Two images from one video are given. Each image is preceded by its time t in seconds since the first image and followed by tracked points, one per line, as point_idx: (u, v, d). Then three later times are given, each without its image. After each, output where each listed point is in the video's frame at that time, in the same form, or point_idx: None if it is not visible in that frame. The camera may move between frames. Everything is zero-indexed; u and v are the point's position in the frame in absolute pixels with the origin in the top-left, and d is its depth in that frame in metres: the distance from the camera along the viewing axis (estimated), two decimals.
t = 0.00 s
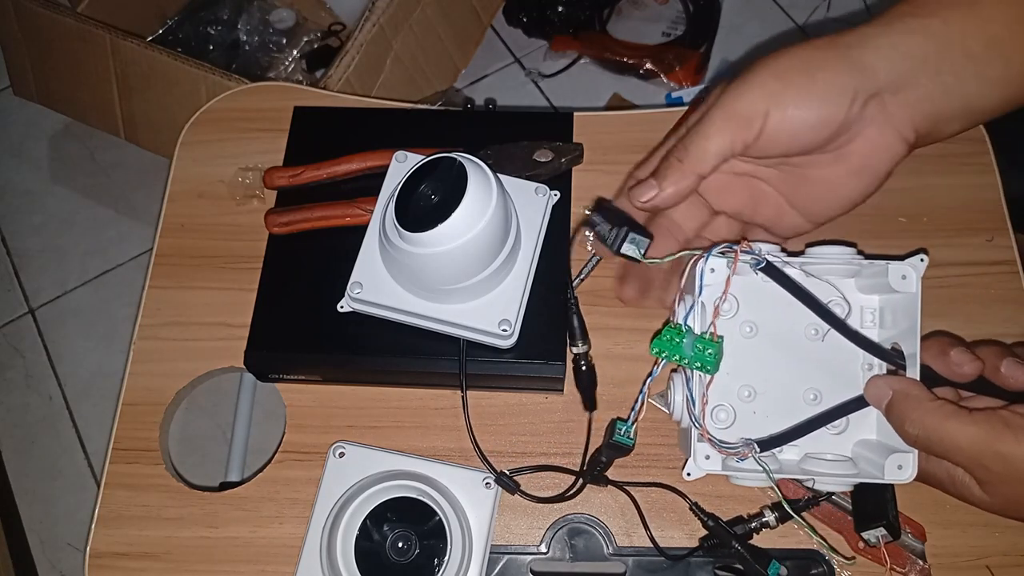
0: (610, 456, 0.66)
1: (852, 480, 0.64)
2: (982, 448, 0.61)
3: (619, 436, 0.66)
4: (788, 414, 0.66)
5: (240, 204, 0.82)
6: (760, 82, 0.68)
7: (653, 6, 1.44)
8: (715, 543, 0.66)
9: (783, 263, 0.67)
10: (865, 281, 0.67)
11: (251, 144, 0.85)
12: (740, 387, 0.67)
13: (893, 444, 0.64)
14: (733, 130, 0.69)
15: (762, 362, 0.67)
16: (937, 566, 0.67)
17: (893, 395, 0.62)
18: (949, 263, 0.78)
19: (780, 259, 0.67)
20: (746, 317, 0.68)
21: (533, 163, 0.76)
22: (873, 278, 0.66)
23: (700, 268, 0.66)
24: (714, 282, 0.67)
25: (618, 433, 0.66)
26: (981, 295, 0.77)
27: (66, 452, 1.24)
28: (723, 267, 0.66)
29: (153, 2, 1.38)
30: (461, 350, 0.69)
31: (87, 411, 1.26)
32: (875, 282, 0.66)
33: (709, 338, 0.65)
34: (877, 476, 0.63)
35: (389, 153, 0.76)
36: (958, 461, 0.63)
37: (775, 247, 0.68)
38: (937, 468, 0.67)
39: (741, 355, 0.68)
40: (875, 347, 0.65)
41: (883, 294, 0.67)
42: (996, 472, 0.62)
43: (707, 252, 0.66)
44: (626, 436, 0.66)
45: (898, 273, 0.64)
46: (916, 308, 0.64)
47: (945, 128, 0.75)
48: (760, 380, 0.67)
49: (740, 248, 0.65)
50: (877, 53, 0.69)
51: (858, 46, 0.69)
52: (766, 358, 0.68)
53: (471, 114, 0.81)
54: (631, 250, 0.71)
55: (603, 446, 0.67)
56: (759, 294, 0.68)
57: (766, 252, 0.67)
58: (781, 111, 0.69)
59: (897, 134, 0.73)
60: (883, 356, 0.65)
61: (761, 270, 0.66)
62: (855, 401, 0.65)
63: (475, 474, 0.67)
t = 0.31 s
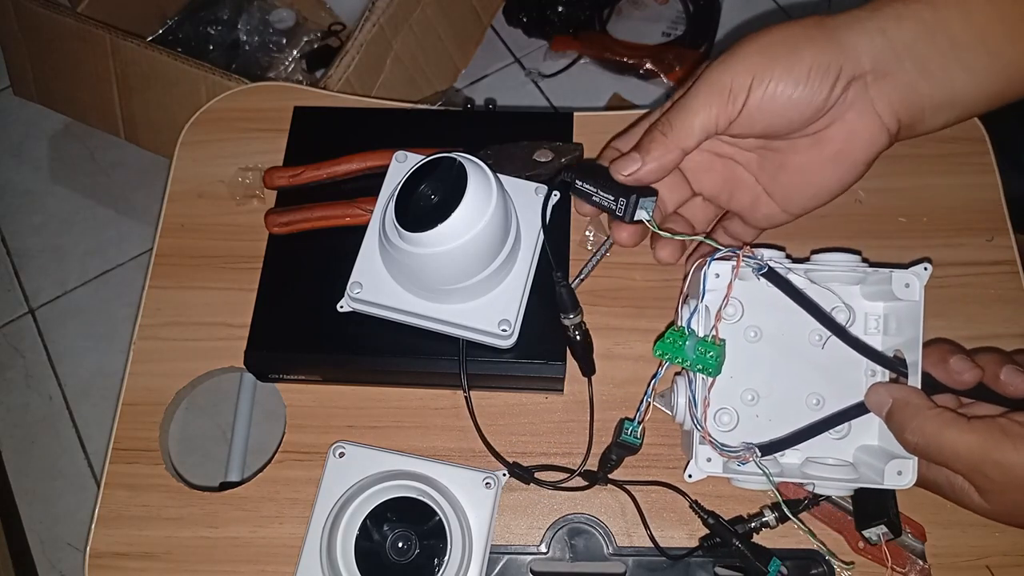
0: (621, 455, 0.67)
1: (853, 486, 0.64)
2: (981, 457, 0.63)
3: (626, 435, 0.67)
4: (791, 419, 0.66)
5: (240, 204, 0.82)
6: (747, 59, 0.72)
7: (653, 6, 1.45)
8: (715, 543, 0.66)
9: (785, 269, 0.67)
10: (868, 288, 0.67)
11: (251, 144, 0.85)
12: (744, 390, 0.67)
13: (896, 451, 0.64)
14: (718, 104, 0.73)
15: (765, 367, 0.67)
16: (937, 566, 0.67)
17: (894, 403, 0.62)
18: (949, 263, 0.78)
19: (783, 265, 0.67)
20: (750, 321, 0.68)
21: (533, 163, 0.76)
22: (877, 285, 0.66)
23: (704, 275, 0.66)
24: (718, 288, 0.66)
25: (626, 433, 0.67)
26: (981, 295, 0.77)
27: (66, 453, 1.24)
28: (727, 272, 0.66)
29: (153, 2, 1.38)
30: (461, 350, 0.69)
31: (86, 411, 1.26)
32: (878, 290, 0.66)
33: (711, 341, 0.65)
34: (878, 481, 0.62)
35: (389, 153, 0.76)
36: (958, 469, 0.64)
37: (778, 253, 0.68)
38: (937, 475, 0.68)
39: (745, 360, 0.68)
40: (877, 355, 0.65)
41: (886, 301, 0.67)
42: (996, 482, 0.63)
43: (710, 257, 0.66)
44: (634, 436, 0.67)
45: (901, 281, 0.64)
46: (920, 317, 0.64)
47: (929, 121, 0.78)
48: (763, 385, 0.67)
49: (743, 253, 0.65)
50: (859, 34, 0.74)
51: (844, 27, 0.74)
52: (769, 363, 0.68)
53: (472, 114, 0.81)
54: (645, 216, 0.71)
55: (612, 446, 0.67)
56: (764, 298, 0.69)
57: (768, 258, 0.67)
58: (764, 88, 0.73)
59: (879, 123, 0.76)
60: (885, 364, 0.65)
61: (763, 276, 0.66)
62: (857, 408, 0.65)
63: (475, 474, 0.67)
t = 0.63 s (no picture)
0: (620, 457, 0.67)
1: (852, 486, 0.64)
2: (981, 457, 0.63)
3: (626, 436, 0.66)
4: (790, 420, 0.66)
5: (240, 204, 0.82)
6: (746, 56, 0.72)
7: (653, 6, 1.45)
8: (715, 543, 0.66)
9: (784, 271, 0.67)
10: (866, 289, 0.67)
11: (251, 144, 0.85)
12: (743, 392, 0.67)
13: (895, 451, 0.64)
14: (718, 100, 0.73)
15: (764, 368, 0.67)
16: (937, 566, 0.67)
17: (892, 403, 0.62)
18: (949, 263, 0.78)
19: (781, 266, 0.67)
20: (748, 322, 0.68)
21: (533, 163, 0.76)
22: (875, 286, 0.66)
23: (704, 275, 0.66)
24: (715, 288, 0.67)
25: (623, 434, 0.67)
26: (981, 295, 0.77)
27: (66, 453, 1.24)
28: (724, 273, 0.66)
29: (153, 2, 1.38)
30: (461, 350, 0.69)
31: (87, 411, 1.26)
32: (876, 290, 0.66)
33: (708, 340, 0.64)
34: (877, 481, 0.62)
35: (389, 153, 0.76)
36: (958, 468, 0.64)
37: (775, 254, 0.69)
38: (936, 475, 0.68)
39: (743, 361, 0.68)
40: (875, 355, 0.65)
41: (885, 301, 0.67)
42: (995, 481, 0.63)
43: (708, 257, 0.67)
44: (633, 436, 0.66)
45: (899, 281, 0.64)
46: (917, 318, 0.64)
47: (929, 116, 0.78)
48: (762, 386, 0.67)
49: (739, 253, 0.65)
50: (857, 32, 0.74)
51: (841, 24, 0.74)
52: (767, 363, 0.68)
53: (472, 114, 0.81)
54: (643, 217, 0.71)
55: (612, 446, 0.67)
56: (762, 299, 0.69)
57: (766, 258, 0.67)
58: (764, 85, 0.73)
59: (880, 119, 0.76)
60: (884, 363, 0.65)
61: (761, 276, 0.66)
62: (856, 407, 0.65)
63: (475, 474, 0.67)
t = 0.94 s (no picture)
0: (616, 463, 0.67)
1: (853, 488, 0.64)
2: (983, 457, 0.62)
3: (623, 441, 0.66)
4: (791, 423, 0.66)
5: (240, 204, 0.82)
6: (766, 74, 0.72)
7: (653, 6, 1.44)
8: (715, 543, 0.66)
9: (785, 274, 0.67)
10: (866, 291, 0.67)
11: (251, 144, 0.85)
12: (744, 395, 0.67)
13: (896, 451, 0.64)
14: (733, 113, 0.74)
15: (765, 370, 0.67)
16: (937, 566, 0.67)
17: (893, 403, 0.62)
18: (949, 263, 0.78)
19: (781, 268, 0.68)
20: (749, 325, 0.68)
21: (533, 163, 0.76)
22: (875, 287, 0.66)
23: (704, 277, 0.66)
24: (714, 290, 0.67)
25: (621, 439, 0.66)
26: (981, 295, 0.77)
27: (66, 453, 1.24)
28: (724, 274, 0.66)
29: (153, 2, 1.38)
30: (461, 350, 0.69)
31: (87, 411, 1.26)
32: (876, 291, 0.66)
33: (708, 343, 0.65)
34: (880, 483, 0.62)
35: (389, 153, 0.76)
36: (960, 468, 0.63)
37: (775, 256, 0.69)
38: (938, 475, 0.67)
39: (744, 363, 0.68)
40: (876, 356, 0.65)
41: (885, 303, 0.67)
42: (997, 480, 0.63)
43: (708, 259, 0.67)
44: (630, 442, 0.66)
45: (898, 282, 0.64)
46: (916, 318, 0.64)
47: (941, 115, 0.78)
48: (764, 389, 0.67)
49: (739, 256, 0.66)
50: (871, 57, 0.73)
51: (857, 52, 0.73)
52: (768, 366, 0.68)
53: (472, 115, 0.81)
54: (640, 246, 0.73)
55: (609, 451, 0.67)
56: (763, 302, 0.68)
57: (765, 261, 0.68)
58: (783, 102, 0.74)
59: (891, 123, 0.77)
60: (884, 364, 0.65)
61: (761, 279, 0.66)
62: (857, 409, 0.65)
63: (475, 474, 0.67)
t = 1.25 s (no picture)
0: (616, 454, 0.66)
1: (860, 477, 0.64)
2: (991, 445, 0.61)
3: (627, 432, 0.64)
4: (798, 414, 0.66)
5: (240, 204, 0.82)
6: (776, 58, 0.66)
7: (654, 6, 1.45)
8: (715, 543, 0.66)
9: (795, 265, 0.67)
10: (874, 285, 0.68)
11: (252, 143, 0.85)
12: (752, 386, 0.67)
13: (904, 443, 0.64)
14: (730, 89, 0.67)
15: (772, 362, 0.67)
16: (937, 566, 0.67)
17: (901, 393, 0.62)
18: (949, 263, 0.78)
19: (791, 259, 0.67)
20: (758, 317, 0.68)
21: (533, 163, 0.76)
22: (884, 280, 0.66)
23: (712, 268, 0.66)
24: (724, 281, 0.67)
25: (626, 429, 0.65)
26: (981, 295, 0.77)
27: (65, 453, 1.24)
28: (733, 265, 0.66)
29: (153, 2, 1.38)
30: (461, 350, 0.69)
31: (87, 411, 1.26)
32: (884, 285, 0.66)
33: (717, 331, 0.65)
34: (887, 472, 0.63)
35: (389, 153, 0.76)
36: (967, 458, 0.63)
37: (785, 248, 0.68)
38: (945, 466, 0.67)
39: (752, 355, 0.67)
40: (884, 347, 0.65)
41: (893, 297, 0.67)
42: (1002, 468, 0.62)
43: (716, 249, 0.66)
44: (635, 431, 0.64)
45: (906, 274, 0.65)
46: (926, 310, 0.64)
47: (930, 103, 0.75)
48: (771, 381, 0.67)
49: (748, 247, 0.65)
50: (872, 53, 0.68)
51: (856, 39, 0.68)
52: (775, 358, 0.67)
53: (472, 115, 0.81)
54: (650, 245, 0.73)
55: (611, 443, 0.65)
56: (770, 294, 0.69)
57: (774, 252, 0.68)
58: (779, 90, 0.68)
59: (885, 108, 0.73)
60: (892, 355, 0.65)
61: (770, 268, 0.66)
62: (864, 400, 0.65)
63: (475, 475, 0.67)
